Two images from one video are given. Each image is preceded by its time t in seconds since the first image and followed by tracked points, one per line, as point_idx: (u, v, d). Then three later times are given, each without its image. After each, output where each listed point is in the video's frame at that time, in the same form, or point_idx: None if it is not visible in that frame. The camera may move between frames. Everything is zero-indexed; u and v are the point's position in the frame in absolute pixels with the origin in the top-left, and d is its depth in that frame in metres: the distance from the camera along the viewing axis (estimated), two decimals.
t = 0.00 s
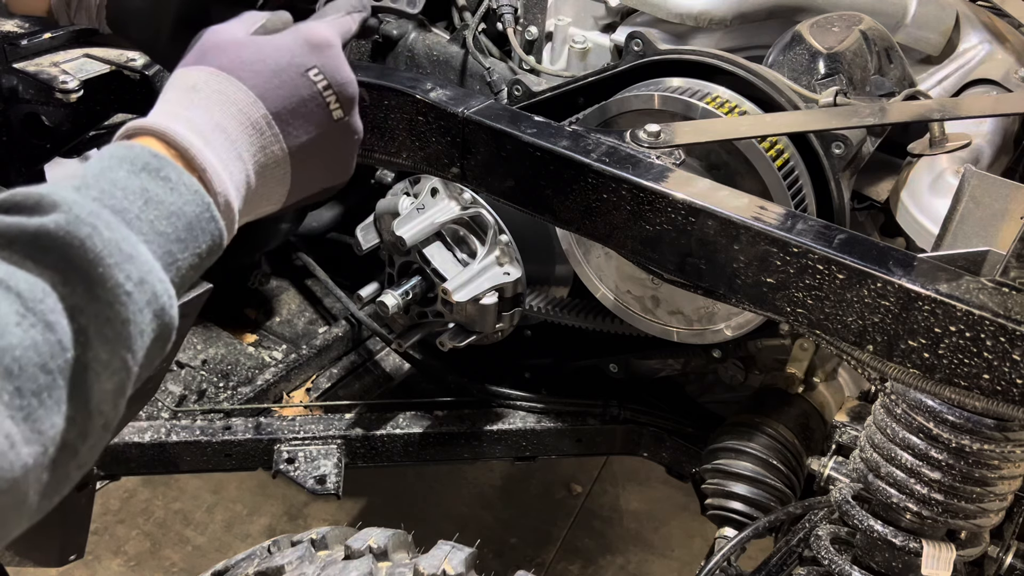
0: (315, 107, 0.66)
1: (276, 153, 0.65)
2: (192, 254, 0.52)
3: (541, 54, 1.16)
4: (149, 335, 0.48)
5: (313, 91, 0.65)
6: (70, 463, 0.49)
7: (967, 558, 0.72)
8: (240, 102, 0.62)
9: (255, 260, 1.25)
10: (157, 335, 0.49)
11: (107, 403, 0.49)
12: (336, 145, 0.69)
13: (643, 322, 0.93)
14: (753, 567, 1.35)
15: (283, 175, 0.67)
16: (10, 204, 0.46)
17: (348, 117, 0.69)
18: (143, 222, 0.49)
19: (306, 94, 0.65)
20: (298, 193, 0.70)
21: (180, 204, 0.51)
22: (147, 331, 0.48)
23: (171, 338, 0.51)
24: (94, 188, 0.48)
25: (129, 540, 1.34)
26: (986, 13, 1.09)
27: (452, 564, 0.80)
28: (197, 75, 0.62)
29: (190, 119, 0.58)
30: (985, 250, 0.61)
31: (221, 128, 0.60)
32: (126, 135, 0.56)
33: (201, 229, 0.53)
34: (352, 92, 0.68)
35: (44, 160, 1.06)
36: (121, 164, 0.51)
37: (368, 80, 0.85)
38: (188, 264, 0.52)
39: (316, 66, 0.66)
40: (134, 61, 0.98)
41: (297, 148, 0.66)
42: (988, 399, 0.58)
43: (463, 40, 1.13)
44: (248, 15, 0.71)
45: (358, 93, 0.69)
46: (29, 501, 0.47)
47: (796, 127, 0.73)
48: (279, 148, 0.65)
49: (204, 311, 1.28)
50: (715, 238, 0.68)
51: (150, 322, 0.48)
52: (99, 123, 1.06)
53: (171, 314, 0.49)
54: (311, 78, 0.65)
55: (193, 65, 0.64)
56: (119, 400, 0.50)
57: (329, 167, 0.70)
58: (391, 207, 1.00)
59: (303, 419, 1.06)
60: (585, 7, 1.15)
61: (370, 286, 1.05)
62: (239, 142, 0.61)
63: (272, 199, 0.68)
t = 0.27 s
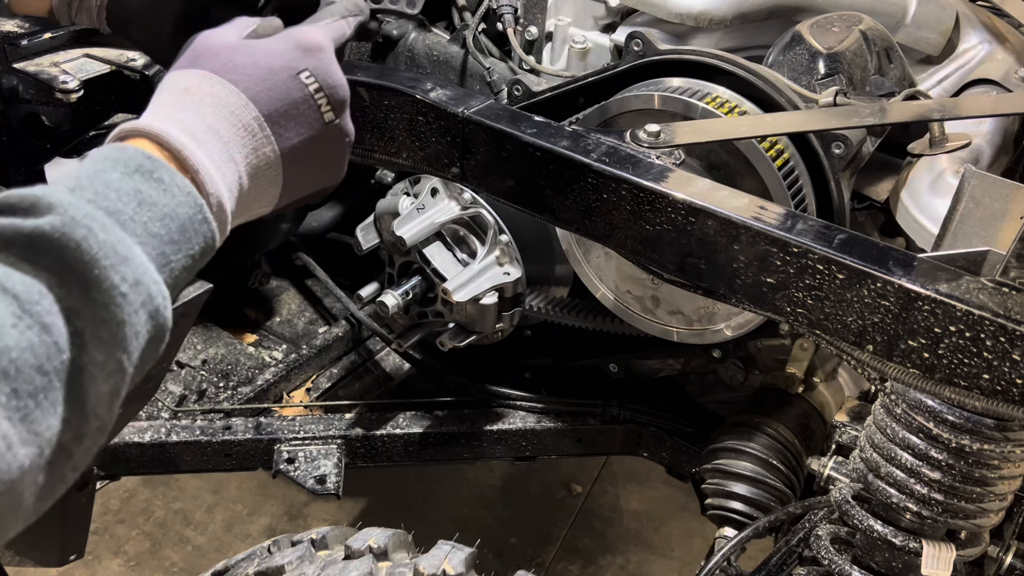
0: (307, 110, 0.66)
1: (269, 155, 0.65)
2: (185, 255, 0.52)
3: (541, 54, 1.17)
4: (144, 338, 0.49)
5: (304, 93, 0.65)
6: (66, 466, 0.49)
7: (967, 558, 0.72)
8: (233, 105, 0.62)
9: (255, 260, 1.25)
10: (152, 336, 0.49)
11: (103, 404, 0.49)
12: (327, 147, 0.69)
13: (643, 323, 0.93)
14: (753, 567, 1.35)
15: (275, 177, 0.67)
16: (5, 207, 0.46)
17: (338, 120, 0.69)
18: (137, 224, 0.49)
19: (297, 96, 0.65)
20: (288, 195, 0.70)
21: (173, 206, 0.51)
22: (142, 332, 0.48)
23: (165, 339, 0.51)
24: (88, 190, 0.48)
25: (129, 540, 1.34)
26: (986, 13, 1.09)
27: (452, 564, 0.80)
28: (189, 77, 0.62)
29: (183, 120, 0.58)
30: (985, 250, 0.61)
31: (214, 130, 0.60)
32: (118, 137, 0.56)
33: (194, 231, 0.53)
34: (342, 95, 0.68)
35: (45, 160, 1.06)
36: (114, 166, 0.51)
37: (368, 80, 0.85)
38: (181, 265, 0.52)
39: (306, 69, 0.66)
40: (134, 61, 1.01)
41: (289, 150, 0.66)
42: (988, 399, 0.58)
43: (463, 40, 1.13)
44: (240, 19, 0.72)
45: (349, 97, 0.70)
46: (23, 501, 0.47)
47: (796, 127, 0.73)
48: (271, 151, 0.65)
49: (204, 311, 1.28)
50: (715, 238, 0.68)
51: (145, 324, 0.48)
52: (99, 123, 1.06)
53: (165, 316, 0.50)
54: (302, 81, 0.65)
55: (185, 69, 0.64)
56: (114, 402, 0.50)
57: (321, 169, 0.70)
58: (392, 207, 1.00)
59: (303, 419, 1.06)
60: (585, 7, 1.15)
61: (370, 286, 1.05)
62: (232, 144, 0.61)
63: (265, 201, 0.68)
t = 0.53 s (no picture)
0: (295, 104, 0.66)
1: (258, 149, 0.64)
2: (176, 250, 0.52)
3: (541, 54, 1.17)
4: (136, 332, 0.49)
5: (291, 86, 0.65)
6: (59, 462, 0.49)
7: (967, 558, 0.72)
8: (221, 99, 0.62)
9: (254, 260, 1.25)
10: (145, 330, 0.49)
11: (96, 399, 0.49)
12: (317, 141, 0.69)
13: (643, 322, 0.93)
14: (753, 567, 1.36)
15: (265, 171, 0.66)
16: None
17: (326, 114, 0.68)
18: (127, 219, 0.49)
19: (285, 90, 0.65)
20: (279, 190, 0.69)
21: (163, 200, 0.51)
22: (134, 326, 0.48)
23: (156, 334, 0.51)
24: (77, 185, 0.48)
25: (129, 540, 1.34)
26: (986, 13, 1.09)
27: (452, 564, 0.80)
28: (175, 73, 0.62)
29: (170, 115, 0.58)
30: (985, 250, 0.61)
31: (203, 124, 0.60)
32: (106, 133, 0.56)
33: (184, 226, 0.53)
34: (330, 88, 0.68)
35: (44, 159, 1.06)
36: (103, 161, 0.51)
37: (368, 80, 0.85)
38: (172, 260, 0.52)
39: (292, 63, 0.66)
40: (134, 61, 1.01)
41: (279, 144, 0.66)
42: (988, 399, 0.58)
43: (463, 40, 1.14)
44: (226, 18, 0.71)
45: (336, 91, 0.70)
46: (18, 499, 0.47)
47: (796, 127, 0.73)
48: (260, 145, 0.64)
49: (204, 311, 1.28)
50: (716, 238, 0.68)
51: (137, 318, 0.48)
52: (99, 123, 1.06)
53: (156, 311, 0.50)
54: (288, 74, 0.65)
55: (171, 66, 0.64)
56: (106, 397, 0.50)
57: (312, 164, 0.69)
58: (392, 207, 1.00)
59: (303, 419, 1.06)
60: (585, 7, 1.15)
61: (370, 286, 1.05)
62: (221, 138, 0.61)
63: (256, 195, 0.67)
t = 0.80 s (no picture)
0: (285, 104, 0.66)
1: (248, 149, 0.64)
2: (166, 250, 0.52)
3: (541, 54, 1.17)
4: (129, 332, 0.49)
5: (281, 86, 0.65)
6: (53, 460, 0.49)
7: (967, 558, 0.72)
8: (211, 100, 0.62)
9: (254, 260, 1.25)
10: (137, 330, 0.49)
11: (89, 399, 0.49)
12: (308, 142, 0.69)
13: (643, 323, 0.93)
14: (753, 567, 1.36)
15: (255, 171, 0.66)
16: None
17: (316, 114, 0.68)
18: (119, 218, 0.49)
19: (275, 90, 0.65)
20: (269, 190, 0.69)
21: (154, 200, 0.51)
22: (127, 326, 0.48)
23: (148, 334, 0.51)
24: (69, 184, 0.48)
25: (129, 540, 1.34)
26: (986, 12, 1.09)
27: (452, 564, 0.80)
28: (165, 73, 0.62)
29: (161, 115, 0.58)
30: (985, 250, 0.61)
31: (193, 125, 0.60)
32: (97, 133, 0.55)
33: (175, 226, 0.53)
34: (320, 88, 0.68)
35: (44, 159, 1.06)
36: (94, 161, 0.51)
37: (368, 80, 0.85)
38: (163, 260, 0.52)
39: (283, 64, 0.66)
40: (134, 61, 1.00)
41: (269, 144, 0.66)
42: (988, 400, 0.58)
43: (463, 40, 1.14)
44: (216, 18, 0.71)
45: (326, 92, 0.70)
46: (12, 498, 0.47)
47: (796, 127, 0.73)
48: (250, 145, 0.64)
49: (204, 311, 1.28)
50: (715, 238, 0.68)
51: (130, 317, 0.48)
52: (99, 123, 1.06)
53: (148, 311, 0.50)
54: (278, 75, 0.65)
55: (160, 66, 0.64)
56: (99, 396, 0.50)
57: (302, 164, 0.69)
58: (392, 207, 1.00)
59: (303, 420, 1.06)
60: (585, 7, 1.15)
61: (370, 286, 1.05)
62: (212, 138, 0.61)
63: (246, 195, 0.67)
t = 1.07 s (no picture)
0: (280, 99, 0.65)
1: (243, 144, 0.64)
2: (165, 245, 0.52)
3: (541, 54, 1.17)
4: (128, 327, 0.49)
5: (276, 82, 0.65)
6: (53, 456, 0.49)
7: (967, 558, 0.72)
8: (206, 96, 0.62)
9: (254, 260, 1.25)
10: (136, 325, 0.49)
11: (89, 394, 0.49)
12: (303, 137, 0.68)
13: (643, 322, 0.93)
14: (753, 567, 1.36)
15: (250, 167, 0.66)
16: None
17: (311, 109, 0.68)
18: (116, 214, 0.49)
19: (269, 86, 0.65)
20: (265, 186, 0.69)
21: (151, 195, 0.51)
22: (126, 320, 0.48)
23: (147, 329, 0.51)
24: (66, 180, 0.48)
25: (129, 540, 1.34)
26: (986, 12, 1.09)
27: (452, 564, 0.80)
28: (160, 70, 0.62)
29: (156, 111, 0.58)
30: (985, 250, 0.61)
31: (189, 121, 0.60)
32: (93, 129, 0.55)
33: (172, 221, 0.53)
34: (315, 83, 0.68)
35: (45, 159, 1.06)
36: (91, 156, 0.50)
37: (368, 80, 0.85)
38: (161, 255, 0.52)
39: (277, 59, 0.66)
40: (134, 61, 1.01)
41: (264, 140, 0.65)
42: (988, 399, 0.58)
43: (463, 40, 1.14)
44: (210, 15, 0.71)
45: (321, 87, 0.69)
46: (14, 494, 0.47)
47: (796, 127, 0.73)
48: (246, 140, 0.64)
49: (204, 311, 1.28)
50: (715, 238, 0.68)
51: (128, 312, 0.48)
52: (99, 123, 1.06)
53: (147, 305, 0.50)
54: (273, 70, 0.65)
55: (155, 63, 0.64)
56: (99, 391, 0.50)
57: (297, 159, 0.69)
58: (391, 207, 1.00)
59: (303, 419, 1.06)
60: (585, 7, 1.15)
61: (370, 286, 1.05)
62: (208, 134, 0.61)
63: (242, 190, 0.67)
